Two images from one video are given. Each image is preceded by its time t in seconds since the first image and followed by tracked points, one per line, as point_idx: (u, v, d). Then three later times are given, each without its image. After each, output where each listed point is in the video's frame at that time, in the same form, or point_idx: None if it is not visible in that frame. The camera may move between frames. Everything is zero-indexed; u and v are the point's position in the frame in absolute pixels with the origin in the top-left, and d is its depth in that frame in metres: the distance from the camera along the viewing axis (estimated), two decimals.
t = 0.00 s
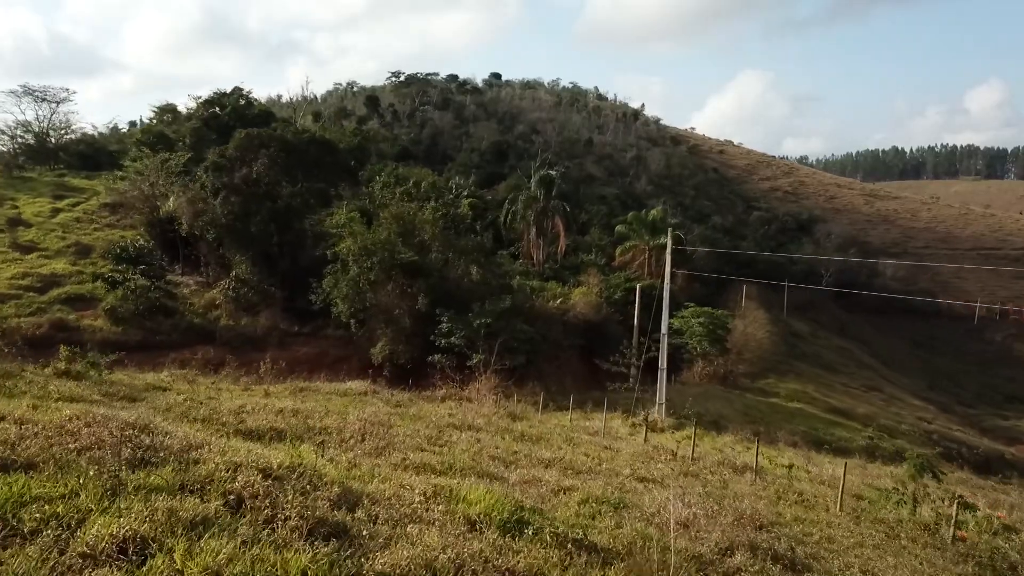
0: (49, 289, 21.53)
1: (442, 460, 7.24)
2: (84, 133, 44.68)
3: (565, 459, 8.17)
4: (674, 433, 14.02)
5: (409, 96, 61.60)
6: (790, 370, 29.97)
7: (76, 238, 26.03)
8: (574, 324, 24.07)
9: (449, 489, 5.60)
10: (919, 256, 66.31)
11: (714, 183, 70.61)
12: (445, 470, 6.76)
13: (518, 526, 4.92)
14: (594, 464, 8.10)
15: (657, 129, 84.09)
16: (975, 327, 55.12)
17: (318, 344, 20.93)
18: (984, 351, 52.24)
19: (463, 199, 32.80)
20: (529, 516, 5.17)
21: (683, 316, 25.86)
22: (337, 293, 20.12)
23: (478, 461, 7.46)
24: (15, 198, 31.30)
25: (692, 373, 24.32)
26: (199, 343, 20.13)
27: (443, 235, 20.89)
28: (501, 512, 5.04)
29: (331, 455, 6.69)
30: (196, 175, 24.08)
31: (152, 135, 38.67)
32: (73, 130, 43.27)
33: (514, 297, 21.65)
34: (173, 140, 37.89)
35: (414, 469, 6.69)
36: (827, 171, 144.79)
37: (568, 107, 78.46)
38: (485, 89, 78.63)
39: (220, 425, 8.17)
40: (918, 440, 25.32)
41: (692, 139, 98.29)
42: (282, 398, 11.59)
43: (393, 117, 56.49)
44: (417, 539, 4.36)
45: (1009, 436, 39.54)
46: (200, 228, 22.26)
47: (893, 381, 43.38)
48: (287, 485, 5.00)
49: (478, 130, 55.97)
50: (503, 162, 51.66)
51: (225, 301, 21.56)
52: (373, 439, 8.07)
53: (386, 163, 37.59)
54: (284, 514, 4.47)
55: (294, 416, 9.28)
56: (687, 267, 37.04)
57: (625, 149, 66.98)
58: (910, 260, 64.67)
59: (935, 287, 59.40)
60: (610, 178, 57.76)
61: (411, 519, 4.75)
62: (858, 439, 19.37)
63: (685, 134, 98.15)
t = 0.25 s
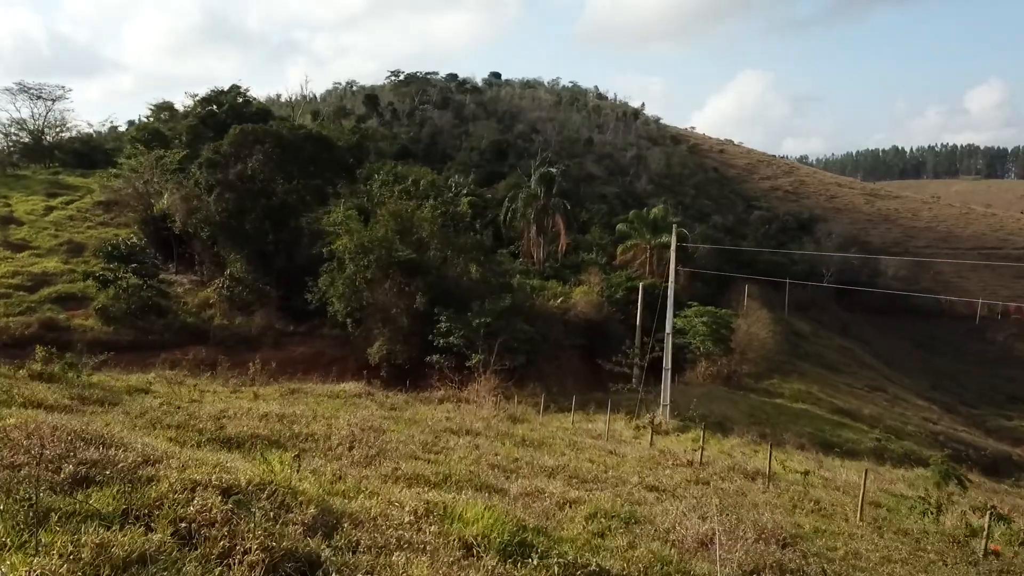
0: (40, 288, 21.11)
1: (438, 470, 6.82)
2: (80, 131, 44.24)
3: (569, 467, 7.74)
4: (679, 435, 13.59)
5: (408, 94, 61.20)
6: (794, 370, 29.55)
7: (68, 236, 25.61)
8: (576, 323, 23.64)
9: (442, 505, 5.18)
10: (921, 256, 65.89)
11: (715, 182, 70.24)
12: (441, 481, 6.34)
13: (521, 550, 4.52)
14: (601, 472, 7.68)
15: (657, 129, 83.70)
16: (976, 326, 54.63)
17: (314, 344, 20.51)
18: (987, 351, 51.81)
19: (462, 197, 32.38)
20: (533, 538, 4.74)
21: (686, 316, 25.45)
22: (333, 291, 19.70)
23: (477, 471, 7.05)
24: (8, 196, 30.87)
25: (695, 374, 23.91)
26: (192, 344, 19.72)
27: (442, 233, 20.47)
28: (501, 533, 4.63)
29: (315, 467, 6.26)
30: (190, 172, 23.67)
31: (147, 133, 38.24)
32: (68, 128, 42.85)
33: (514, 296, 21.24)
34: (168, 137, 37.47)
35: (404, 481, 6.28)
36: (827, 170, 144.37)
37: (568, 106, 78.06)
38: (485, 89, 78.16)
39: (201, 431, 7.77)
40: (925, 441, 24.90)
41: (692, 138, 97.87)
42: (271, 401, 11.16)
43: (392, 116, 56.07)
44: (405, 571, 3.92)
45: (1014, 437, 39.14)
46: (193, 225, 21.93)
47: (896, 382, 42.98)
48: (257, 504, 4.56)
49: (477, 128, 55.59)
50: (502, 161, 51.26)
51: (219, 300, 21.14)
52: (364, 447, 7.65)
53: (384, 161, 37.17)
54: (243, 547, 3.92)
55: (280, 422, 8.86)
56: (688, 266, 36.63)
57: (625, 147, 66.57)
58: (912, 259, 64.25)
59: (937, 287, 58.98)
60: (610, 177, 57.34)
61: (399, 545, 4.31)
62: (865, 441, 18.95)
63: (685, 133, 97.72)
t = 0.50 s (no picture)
0: (30, 287, 20.68)
1: (431, 482, 6.37)
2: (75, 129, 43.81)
3: (573, 477, 7.28)
4: (684, 438, 13.15)
5: (407, 93, 60.80)
6: (797, 371, 29.11)
7: (60, 234, 25.17)
8: (576, 323, 23.20)
9: (434, 527, 4.73)
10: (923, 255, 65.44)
11: (715, 181, 69.81)
12: (433, 496, 5.90)
13: None
14: (607, 480, 7.27)
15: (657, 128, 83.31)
16: (977, 326, 54.04)
17: (309, 344, 20.07)
18: (990, 351, 51.35)
19: (461, 195, 31.95)
20: (536, 567, 4.30)
21: (689, 315, 25.03)
22: (328, 290, 19.25)
23: (473, 482, 6.62)
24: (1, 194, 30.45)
25: (698, 374, 23.47)
26: (185, 344, 19.28)
27: (440, 230, 20.03)
28: (500, 561, 4.19)
29: (293, 482, 5.80)
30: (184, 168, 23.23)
31: (142, 130, 37.79)
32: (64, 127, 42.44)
33: (514, 295, 20.82)
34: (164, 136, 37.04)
35: (393, 496, 5.83)
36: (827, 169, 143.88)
37: (568, 105, 77.65)
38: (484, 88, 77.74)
39: (170, 442, 7.31)
40: (932, 443, 24.47)
41: (693, 138, 97.45)
42: (257, 405, 10.73)
43: (390, 115, 55.64)
44: None
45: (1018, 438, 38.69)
46: (186, 223, 21.50)
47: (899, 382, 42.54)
48: (205, 542, 4.01)
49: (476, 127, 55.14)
50: (501, 159, 50.84)
51: (213, 299, 20.68)
52: (351, 457, 7.19)
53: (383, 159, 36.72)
54: None
55: (262, 430, 8.42)
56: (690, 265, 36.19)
57: (626, 147, 66.15)
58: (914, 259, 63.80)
59: (940, 286, 58.52)
60: (610, 176, 56.90)
61: None
62: (873, 443, 18.52)
63: (685, 133, 97.26)
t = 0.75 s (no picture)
0: (18, 286, 20.21)
1: (421, 498, 5.92)
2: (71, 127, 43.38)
3: (577, 488, 6.83)
4: (689, 441, 12.70)
5: (406, 92, 60.38)
6: (800, 372, 28.67)
7: (52, 232, 24.71)
8: (577, 323, 22.75)
9: (420, 555, 4.29)
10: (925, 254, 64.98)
11: (716, 181, 69.38)
12: (421, 514, 5.46)
13: None
14: (613, 492, 6.84)
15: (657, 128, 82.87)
16: (980, 326, 53.65)
17: (303, 345, 19.61)
18: (993, 351, 50.91)
19: (459, 194, 31.49)
20: None
21: (692, 315, 24.58)
22: (323, 290, 18.79)
23: (469, 496, 6.18)
24: None
25: (701, 375, 23.02)
26: (176, 344, 18.83)
27: (438, 228, 19.57)
28: None
29: (266, 501, 5.36)
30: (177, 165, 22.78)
31: (137, 128, 37.33)
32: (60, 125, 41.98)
33: (513, 294, 20.38)
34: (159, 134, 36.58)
35: (377, 515, 5.39)
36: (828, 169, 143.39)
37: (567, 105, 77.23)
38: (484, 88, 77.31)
39: (130, 454, 6.81)
40: (939, 445, 24.01)
41: (693, 138, 96.97)
42: (241, 410, 10.28)
43: (389, 114, 55.20)
44: None
45: None
46: (178, 220, 21.03)
47: (903, 383, 42.07)
48: None
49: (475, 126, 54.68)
50: (500, 158, 50.41)
51: (206, 299, 20.22)
52: (334, 469, 6.73)
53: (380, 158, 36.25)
54: None
55: (240, 438, 7.95)
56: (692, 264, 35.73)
57: (626, 146, 65.74)
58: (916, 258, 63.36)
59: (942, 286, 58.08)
60: (611, 176, 56.46)
61: None
62: (881, 445, 18.08)
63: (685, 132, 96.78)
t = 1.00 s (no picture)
0: (7, 285, 19.76)
1: (409, 519, 5.47)
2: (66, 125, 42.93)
3: (581, 503, 6.37)
4: (694, 445, 12.28)
5: (405, 91, 59.94)
6: (804, 373, 28.23)
7: (42, 231, 24.26)
8: (578, 323, 22.32)
9: None
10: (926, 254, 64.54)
11: (716, 181, 68.92)
12: (406, 539, 5.02)
13: None
14: (619, 506, 6.40)
15: (657, 127, 82.41)
16: (981, 326, 53.27)
17: (298, 346, 19.16)
18: (994, 352, 50.50)
19: (458, 192, 31.06)
20: None
21: (696, 315, 24.13)
22: (318, 289, 18.35)
23: (463, 515, 5.73)
24: None
25: (705, 376, 22.61)
26: (167, 345, 18.37)
27: (436, 226, 19.14)
28: None
29: (233, 528, 4.91)
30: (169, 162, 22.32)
31: (132, 126, 36.85)
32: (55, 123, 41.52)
33: (513, 293, 19.94)
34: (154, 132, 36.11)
35: (358, 541, 4.94)
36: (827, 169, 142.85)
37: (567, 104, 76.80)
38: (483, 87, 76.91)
39: (86, 468, 6.33)
40: (947, 447, 23.59)
41: (693, 137, 96.50)
42: (221, 415, 9.82)
43: (388, 113, 54.74)
44: None
45: None
46: (170, 218, 20.56)
47: (906, 384, 41.62)
48: None
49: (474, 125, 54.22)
50: (500, 157, 49.98)
51: (199, 299, 19.77)
52: (315, 485, 6.26)
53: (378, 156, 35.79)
54: None
55: (213, 449, 7.48)
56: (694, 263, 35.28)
57: (626, 145, 65.37)
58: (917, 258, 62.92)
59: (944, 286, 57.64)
60: (611, 176, 56.04)
61: None
62: (890, 448, 17.67)
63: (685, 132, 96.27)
